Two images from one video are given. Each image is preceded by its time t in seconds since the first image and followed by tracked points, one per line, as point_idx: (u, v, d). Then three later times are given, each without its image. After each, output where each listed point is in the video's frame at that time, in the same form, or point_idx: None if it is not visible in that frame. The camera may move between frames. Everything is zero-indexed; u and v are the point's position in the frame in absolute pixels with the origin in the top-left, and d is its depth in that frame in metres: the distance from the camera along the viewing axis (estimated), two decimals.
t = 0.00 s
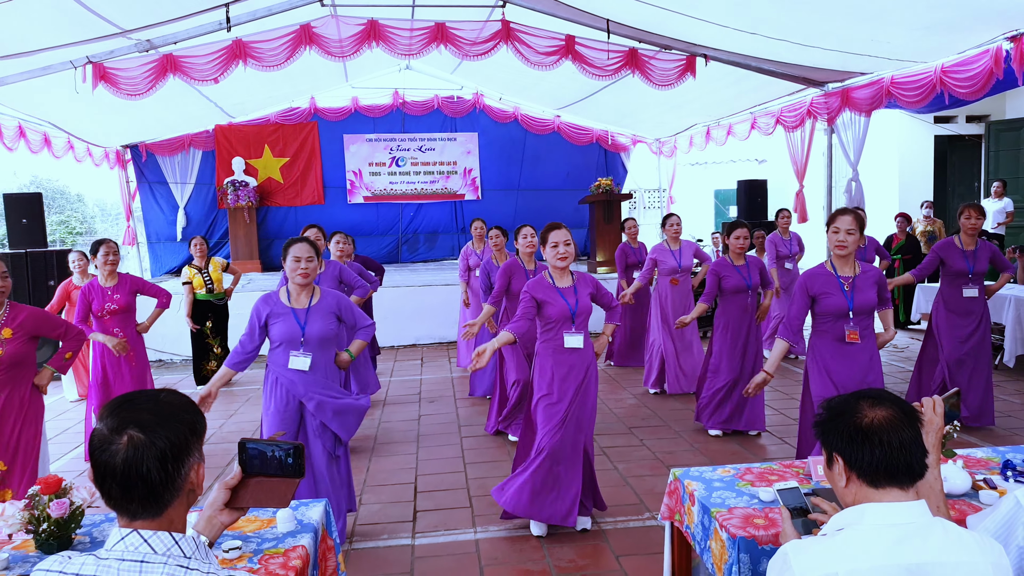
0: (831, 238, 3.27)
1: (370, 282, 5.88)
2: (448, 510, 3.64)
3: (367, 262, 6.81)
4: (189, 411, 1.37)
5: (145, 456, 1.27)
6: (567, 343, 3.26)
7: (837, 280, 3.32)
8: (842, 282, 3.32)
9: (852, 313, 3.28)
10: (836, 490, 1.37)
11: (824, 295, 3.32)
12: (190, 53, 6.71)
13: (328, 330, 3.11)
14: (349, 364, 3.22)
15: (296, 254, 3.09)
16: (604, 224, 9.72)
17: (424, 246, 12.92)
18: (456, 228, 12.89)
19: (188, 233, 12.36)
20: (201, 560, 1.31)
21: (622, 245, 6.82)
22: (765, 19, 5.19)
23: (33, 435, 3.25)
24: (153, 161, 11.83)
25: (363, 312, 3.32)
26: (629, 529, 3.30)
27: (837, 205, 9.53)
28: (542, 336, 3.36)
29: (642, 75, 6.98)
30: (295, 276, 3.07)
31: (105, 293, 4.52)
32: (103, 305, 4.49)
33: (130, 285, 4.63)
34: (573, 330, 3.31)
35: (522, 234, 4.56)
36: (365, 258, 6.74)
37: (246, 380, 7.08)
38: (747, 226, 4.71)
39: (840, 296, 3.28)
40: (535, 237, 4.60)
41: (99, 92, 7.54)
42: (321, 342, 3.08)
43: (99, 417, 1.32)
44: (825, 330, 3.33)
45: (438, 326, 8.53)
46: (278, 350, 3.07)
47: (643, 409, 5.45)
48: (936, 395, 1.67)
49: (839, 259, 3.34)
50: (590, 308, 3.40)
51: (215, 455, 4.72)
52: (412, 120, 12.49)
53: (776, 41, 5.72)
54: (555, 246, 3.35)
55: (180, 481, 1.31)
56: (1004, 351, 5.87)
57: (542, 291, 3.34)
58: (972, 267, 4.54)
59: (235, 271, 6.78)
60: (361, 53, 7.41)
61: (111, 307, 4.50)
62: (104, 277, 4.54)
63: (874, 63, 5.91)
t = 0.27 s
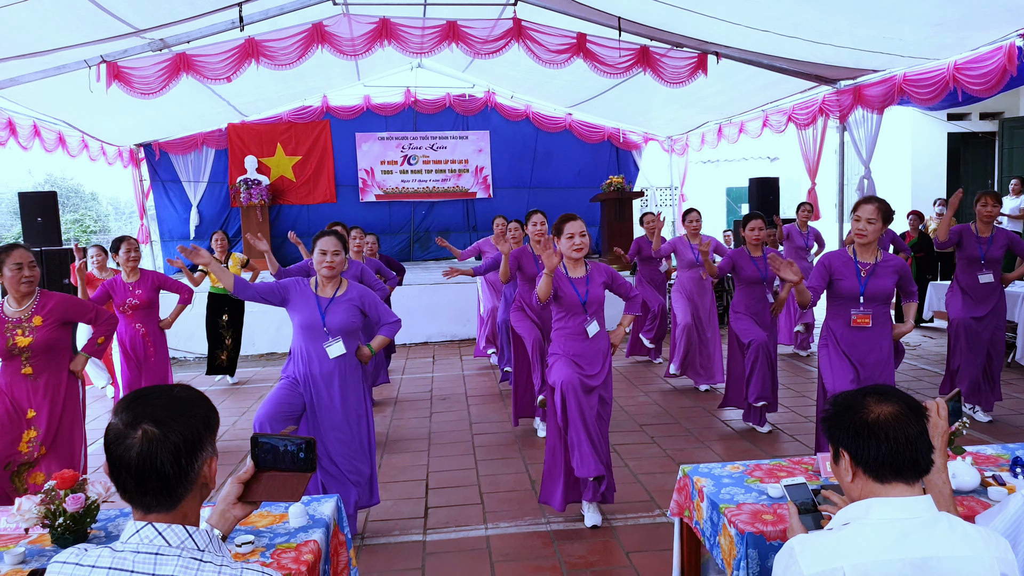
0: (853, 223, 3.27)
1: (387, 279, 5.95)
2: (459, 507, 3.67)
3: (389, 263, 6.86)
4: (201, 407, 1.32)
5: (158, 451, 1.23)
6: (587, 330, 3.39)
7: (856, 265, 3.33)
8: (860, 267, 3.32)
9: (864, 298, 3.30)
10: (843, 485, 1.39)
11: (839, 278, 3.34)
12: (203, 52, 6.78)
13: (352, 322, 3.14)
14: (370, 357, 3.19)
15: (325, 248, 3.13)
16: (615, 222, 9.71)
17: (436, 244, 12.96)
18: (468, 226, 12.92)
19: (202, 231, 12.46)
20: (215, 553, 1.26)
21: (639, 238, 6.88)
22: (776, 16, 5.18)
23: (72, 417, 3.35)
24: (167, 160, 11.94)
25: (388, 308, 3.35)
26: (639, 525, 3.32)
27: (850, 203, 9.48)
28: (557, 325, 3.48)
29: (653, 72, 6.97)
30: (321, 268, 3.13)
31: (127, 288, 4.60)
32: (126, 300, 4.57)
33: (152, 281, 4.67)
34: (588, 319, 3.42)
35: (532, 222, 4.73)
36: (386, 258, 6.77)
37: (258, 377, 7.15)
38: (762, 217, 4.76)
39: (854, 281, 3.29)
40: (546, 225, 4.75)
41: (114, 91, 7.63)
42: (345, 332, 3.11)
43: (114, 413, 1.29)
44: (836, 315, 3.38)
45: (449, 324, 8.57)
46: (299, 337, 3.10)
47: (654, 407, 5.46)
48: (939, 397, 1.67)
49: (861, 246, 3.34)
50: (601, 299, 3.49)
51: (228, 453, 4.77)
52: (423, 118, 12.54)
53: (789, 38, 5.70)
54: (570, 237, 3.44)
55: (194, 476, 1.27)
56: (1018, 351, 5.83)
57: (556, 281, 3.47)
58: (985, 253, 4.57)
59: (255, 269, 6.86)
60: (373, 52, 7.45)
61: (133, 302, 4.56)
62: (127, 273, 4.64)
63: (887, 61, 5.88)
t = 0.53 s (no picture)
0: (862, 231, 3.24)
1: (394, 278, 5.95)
2: (467, 504, 3.70)
3: (400, 263, 6.89)
4: (213, 403, 1.32)
5: (173, 446, 1.22)
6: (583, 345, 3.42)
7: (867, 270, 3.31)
8: (870, 273, 3.31)
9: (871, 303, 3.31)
10: (845, 480, 1.41)
11: (849, 282, 3.34)
12: (212, 52, 6.82)
13: (361, 327, 3.17)
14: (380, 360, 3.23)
15: (341, 251, 3.12)
16: (623, 220, 9.72)
17: (444, 243, 13.00)
18: (476, 225, 12.96)
19: (211, 231, 12.55)
20: (228, 547, 1.26)
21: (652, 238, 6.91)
22: (783, 14, 5.18)
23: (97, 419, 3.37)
24: (176, 159, 12.02)
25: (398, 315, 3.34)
26: (647, 523, 3.34)
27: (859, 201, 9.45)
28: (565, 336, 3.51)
29: (661, 71, 6.97)
30: (337, 271, 3.13)
31: (140, 292, 4.65)
32: (139, 303, 4.63)
33: (165, 284, 4.73)
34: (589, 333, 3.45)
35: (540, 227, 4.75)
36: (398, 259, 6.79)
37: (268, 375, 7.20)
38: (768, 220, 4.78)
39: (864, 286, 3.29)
40: (552, 233, 4.75)
41: (125, 91, 7.69)
42: (352, 338, 3.14)
43: (128, 409, 1.28)
44: (842, 316, 3.40)
45: (457, 322, 8.60)
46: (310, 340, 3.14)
47: (662, 405, 5.47)
48: (940, 401, 1.64)
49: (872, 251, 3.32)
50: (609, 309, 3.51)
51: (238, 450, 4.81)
52: (431, 117, 12.57)
53: (796, 37, 5.70)
54: (580, 248, 3.41)
55: (207, 471, 1.26)
56: None
57: (566, 294, 3.48)
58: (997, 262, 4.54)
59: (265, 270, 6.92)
60: (381, 51, 7.47)
61: (146, 305, 4.61)
62: (139, 277, 4.70)
63: (894, 59, 5.86)
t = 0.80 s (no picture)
0: (865, 226, 3.24)
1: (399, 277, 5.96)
2: (474, 503, 3.73)
3: (407, 262, 6.95)
4: (230, 403, 1.35)
5: (192, 446, 1.26)
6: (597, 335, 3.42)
7: (870, 265, 3.32)
8: (875, 267, 3.32)
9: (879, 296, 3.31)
10: (849, 482, 1.43)
11: (853, 276, 3.33)
12: (221, 52, 6.87)
13: (369, 325, 3.20)
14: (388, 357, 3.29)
15: (345, 252, 3.14)
16: (628, 220, 9.73)
17: (450, 242, 13.04)
18: (481, 224, 12.99)
19: (218, 230, 12.61)
20: (244, 545, 1.28)
21: (658, 236, 6.92)
22: (790, 15, 5.19)
23: (107, 416, 3.35)
24: (184, 159, 12.09)
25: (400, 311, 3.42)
26: (652, 522, 3.36)
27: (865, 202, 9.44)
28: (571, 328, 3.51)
29: (667, 71, 6.99)
30: (341, 272, 3.16)
31: (146, 289, 4.69)
32: (146, 299, 4.68)
33: (170, 280, 4.79)
34: (598, 323, 3.46)
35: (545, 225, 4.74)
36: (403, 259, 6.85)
37: (275, 374, 7.26)
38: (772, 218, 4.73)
39: (869, 279, 3.29)
40: (557, 230, 4.77)
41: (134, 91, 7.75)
42: (362, 336, 3.18)
43: (147, 410, 1.31)
44: (850, 309, 3.37)
45: (462, 321, 8.63)
46: (317, 341, 3.17)
47: (667, 406, 5.49)
48: (940, 409, 1.66)
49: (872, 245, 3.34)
50: (614, 301, 3.53)
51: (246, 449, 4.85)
52: (437, 117, 12.61)
53: (802, 38, 5.71)
54: (584, 241, 3.49)
55: (225, 470, 1.30)
56: None
57: (567, 284, 3.51)
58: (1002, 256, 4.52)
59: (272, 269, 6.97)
60: (388, 52, 7.50)
61: (155, 301, 4.68)
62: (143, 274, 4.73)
63: (900, 60, 5.87)
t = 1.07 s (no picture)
0: (857, 230, 3.30)
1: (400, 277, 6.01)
2: (480, 502, 3.77)
3: (409, 262, 6.98)
4: (253, 407, 1.40)
5: (216, 448, 1.30)
6: (591, 338, 3.33)
7: (862, 269, 3.36)
8: (867, 270, 3.36)
9: (874, 300, 3.34)
10: (852, 484, 1.47)
11: (847, 281, 3.37)
12: (227, 54, 6.92)
13: (364, 325, 3.24)
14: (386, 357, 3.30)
15: (335, 252, 3.17)
16: (632, 220, 9.76)
17: (454, 242, 13.08)
18: (485, 224, 13.03)
19: (223, 230, 12.67)
20: (265, 545, 1.32)
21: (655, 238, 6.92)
22: (794, 18, 5.22)
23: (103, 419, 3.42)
24: (189, 159, 12.14)
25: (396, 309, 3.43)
26: (657, 522, 3.40)
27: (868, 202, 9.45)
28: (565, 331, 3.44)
29: (671, 73, 7.03)
30: (334, 273, 3.17)
31: (148, 288, 4.72)
32: (146, 298, 4.68)
33: (172, 280, 4.83)
34: (594, 326, 3.37)
35: (545, 227, 4.75)
36: (406, 258, 6.90)
37: (281, 374, 7.31)
38: (770, 222, 4.82)
39: (863, 283, 3.32)
40: (557, 231, 4.76)
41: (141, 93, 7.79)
42: (358, 336, 3.21)
43: (172, 412, 1.35)
44: (846, 314, 3.40)
45: (466, 322, 8.67)
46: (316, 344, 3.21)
47: (671, 406, 5.52)
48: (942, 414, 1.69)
49: (862, 249, 3.39)
50: (611, 304, 3.44)
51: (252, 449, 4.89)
52: (442, 118, 12.64)
53: (806, 39, 5.73)
54: (583, 243, 3.43)
55: (247, 471, 1.34)
56: None
57: (565, 288, 3.44)
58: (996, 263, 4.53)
59: (275, 269, 7.00)
60: (393, 53, 7.51)
61: (155, 300, 4.68)
62: (145, 273, 4.76)
63: (904, 61, 5.88)
